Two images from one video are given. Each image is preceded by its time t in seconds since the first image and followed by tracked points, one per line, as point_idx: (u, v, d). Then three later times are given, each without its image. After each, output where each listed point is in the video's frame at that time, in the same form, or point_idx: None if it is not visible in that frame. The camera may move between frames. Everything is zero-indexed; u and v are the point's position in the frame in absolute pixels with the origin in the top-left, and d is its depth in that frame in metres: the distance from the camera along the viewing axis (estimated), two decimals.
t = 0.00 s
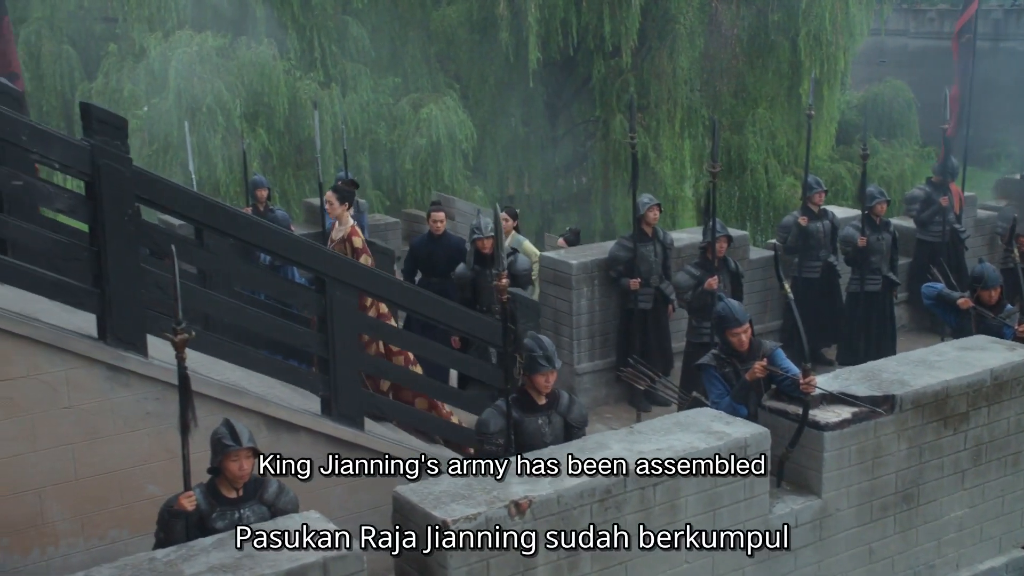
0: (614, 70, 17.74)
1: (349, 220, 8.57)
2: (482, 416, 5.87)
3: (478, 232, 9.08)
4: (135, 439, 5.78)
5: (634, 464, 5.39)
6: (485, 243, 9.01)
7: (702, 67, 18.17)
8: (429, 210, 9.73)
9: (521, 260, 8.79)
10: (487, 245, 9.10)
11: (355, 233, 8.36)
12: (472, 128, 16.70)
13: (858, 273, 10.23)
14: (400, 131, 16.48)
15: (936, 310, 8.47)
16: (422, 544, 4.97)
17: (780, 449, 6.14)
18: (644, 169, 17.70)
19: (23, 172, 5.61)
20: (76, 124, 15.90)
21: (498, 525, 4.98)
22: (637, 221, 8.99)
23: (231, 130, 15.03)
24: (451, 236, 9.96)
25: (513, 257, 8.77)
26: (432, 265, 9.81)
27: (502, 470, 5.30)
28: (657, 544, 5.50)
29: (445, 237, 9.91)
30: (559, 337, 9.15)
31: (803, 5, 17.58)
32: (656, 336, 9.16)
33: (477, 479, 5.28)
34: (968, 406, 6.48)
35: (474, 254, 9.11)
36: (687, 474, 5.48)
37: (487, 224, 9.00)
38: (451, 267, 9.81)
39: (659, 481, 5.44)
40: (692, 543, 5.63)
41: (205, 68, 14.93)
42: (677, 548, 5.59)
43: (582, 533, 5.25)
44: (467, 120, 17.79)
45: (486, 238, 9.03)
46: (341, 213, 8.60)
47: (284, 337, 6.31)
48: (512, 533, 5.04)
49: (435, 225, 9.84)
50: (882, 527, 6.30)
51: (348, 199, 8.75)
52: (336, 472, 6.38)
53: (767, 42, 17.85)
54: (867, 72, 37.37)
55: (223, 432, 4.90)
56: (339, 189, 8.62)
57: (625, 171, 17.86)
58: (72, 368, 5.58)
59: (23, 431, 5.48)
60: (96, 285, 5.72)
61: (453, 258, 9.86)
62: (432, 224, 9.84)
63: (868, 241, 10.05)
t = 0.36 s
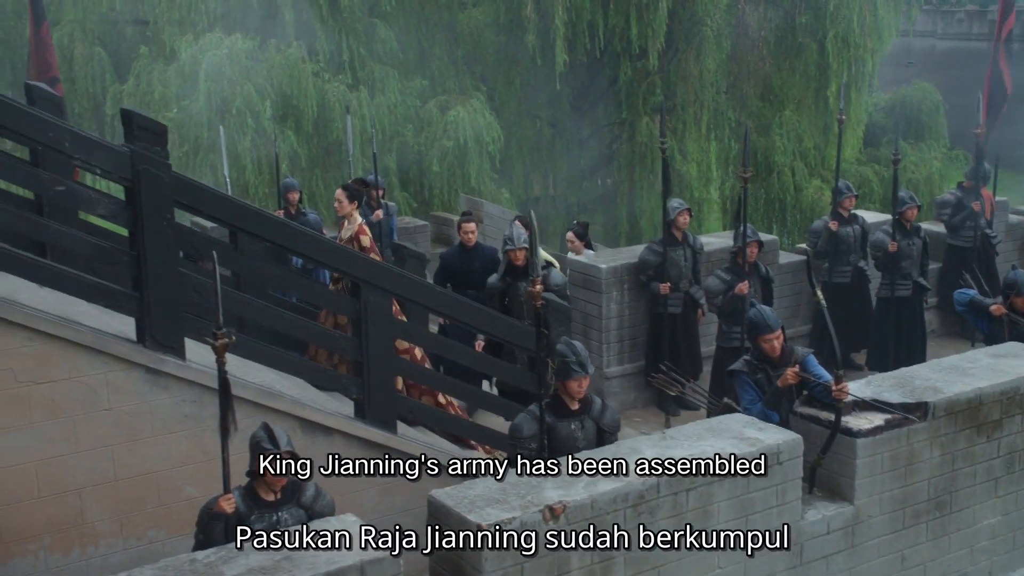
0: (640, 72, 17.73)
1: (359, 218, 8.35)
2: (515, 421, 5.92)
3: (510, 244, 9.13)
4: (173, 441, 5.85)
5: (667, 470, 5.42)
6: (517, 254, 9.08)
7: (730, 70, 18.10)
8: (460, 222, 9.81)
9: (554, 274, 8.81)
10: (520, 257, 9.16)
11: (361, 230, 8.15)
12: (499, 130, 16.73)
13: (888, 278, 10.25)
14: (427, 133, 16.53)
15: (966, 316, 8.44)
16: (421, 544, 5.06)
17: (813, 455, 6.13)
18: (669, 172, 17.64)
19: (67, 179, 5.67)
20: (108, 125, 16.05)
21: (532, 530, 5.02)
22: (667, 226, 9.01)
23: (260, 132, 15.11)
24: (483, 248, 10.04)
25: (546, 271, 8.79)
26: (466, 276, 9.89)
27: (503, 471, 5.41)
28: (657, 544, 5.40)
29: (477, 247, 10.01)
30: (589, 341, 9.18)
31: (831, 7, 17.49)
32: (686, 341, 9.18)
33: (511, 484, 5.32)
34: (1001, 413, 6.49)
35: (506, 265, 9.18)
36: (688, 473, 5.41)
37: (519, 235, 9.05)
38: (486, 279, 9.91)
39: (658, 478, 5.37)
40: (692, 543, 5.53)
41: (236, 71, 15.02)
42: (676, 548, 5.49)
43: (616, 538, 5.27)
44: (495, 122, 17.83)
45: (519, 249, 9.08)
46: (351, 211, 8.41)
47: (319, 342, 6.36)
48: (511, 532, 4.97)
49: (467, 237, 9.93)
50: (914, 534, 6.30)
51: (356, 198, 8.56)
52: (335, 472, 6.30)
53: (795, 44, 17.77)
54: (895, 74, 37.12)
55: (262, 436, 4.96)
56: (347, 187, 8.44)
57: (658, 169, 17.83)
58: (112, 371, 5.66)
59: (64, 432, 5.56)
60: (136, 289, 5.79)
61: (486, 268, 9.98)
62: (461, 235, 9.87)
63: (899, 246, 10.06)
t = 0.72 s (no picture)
0: (671, 76, 17.70)
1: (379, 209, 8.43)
2: (552, 426, 5.95)
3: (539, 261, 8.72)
4: (214, 444, 5.92)
5: (705, 477, 5.44)
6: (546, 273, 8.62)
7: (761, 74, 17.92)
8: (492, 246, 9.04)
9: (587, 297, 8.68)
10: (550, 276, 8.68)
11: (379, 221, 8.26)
12: (530, 134, 16.74)
13: (923, 285, 10.31)
14: (459, 137, 16.56)
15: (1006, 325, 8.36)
16: (419, 545, 4.87)
17: (849, 463, 6.14)
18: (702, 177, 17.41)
19: (112, 185, 5.72)
20: (143, 127, 16.19)
21: (571, 536, 5.04)
22: (700, 231, 9.05)
23: (292, 135, 15.18)
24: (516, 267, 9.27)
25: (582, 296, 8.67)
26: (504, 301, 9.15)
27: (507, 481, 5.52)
28: (657, 544, 5.30)
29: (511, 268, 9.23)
30: (623, 347, 9.22)
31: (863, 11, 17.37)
32: (719, 347, 9.21)
33: (549, 490, 5.34)
34: None
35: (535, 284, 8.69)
36: (687, 473, 5.44)
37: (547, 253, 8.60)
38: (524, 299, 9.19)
39: (671, 480, 5.40)
40: (693, 543, 5.42)
41: (269, 76, 15.09)
42: (676, 548, 5.38)
43: (653, 545, 5.30)
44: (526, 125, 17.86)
45: (548, 267, 8.63)
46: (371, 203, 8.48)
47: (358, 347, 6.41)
48: (510, 532, 4.95)
49: (499, 259, 9.11)
50: (951, 543, 6.29)
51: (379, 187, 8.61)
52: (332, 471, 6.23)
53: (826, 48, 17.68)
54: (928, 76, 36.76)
55: (303, 441, 5.00)
56: (369, 177, 8.32)
57: (689, 172, 17.38)
58: (155, 375, 5.74)
59: (108, 435, 5.64)
60: (179, 294, 5.88)
61: (524, 288, 9.22)
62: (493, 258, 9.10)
63: (934, 253, 10.14)
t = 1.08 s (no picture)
0: (695, 78, 17.67)
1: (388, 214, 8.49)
2: (582, 432, 5.97)
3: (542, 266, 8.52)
4: (247, 447, 5.98)
5: (735, 483, 5.45)
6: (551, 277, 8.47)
7: (784, 76, 17.66)
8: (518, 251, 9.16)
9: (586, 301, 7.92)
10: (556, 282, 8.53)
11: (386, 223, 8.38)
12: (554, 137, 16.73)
13: (951, 291, 10.32)
14: (484, 139, 16.57)
15: None
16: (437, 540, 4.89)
17: (879, 470, 6.15)
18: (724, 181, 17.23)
19: (149, 192, 5.77)
20: (170, 129, 16.29)
21: (602, 542, 5.07)
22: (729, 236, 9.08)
23: (318, 137, 15.23)
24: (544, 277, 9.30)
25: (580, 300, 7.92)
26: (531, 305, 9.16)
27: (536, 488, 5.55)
28: (687, 550, 5.31)
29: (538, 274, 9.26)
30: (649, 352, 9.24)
31: (889, 13, 17.30)
32: (746, 353, 9.23)
33: (580, 495, 5.37)
34: None
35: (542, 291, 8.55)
36: (695, 475, 5.51)
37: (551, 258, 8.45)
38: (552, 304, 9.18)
39: (701, 487, 5.42)
40: (720, 549, 5.41)
41: (296, 79, 15.15)
42: (696, 552, 5.35)
43: (684, 552, 5.31)
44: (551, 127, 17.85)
45: (552, 272, 8.49)
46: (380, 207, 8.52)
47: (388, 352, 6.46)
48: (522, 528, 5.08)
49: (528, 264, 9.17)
50: (982, 552, 6.28)
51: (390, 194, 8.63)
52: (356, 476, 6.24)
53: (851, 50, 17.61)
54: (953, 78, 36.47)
55: (338, 446, 5.05)
56: (381, 181, 8.55)
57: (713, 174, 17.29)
58: (191, 379, 5.80)
59: (144, 438, 5.71)
60: (215, 299, 5.93)
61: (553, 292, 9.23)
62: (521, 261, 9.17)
63: (962, 258, 10.16)
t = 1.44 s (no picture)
0: (714, 80, 17.63)
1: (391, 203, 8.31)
2: (606, 437, 6.00)
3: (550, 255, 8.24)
4: (274, 451, 6.04)
5: (760, 490, 5.47)
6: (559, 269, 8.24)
7: (803, 79, 17.59)
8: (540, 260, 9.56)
9: (592, 297, 8.08)
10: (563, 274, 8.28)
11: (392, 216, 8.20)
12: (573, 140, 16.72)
13: (973, 296, 10.31)
14: (503, 141, 16.57)
15: None
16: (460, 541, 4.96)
17: (902, 477, 6.17)
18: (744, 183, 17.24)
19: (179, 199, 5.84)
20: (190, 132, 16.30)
21: (628, 548, 5.10)
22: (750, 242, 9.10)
23: (338, 140, 15.26)
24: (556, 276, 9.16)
25: (585, 295, 8.07)
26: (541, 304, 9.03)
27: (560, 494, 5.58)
28: (712, 556, 5.33)
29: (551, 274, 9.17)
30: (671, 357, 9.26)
31: (908, 15, 17.21)
32: (767, 357, 9.27)
33: (605, 501, 5.39)
34: None
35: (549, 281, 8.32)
36: (719, 482, 5.53)
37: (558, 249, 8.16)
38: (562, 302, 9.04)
39: (725, 493, 5.44)
40: (743, 555, 5.44)
41: (316, 81, 15.16)
42: (720, 558, 5.38)
43: (708, 558, 5.34)
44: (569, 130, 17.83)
45: (560, 264, 8.23)
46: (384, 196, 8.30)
47: (414, 357, 6.51)
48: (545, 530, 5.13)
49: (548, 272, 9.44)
50: (1006, 559, 6.29)
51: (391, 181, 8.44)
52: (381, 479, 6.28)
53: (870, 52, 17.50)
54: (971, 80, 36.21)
55: (367, 452, 5.10)
56: (381, 171, 8.26)
57: (732, 176, 17.23)
58: (219, 384, 5.86)
59: (173, 442, 5.78)
60: (242, 304, 5.99)
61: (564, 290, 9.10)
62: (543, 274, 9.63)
63: (985, 264, 10.13)
